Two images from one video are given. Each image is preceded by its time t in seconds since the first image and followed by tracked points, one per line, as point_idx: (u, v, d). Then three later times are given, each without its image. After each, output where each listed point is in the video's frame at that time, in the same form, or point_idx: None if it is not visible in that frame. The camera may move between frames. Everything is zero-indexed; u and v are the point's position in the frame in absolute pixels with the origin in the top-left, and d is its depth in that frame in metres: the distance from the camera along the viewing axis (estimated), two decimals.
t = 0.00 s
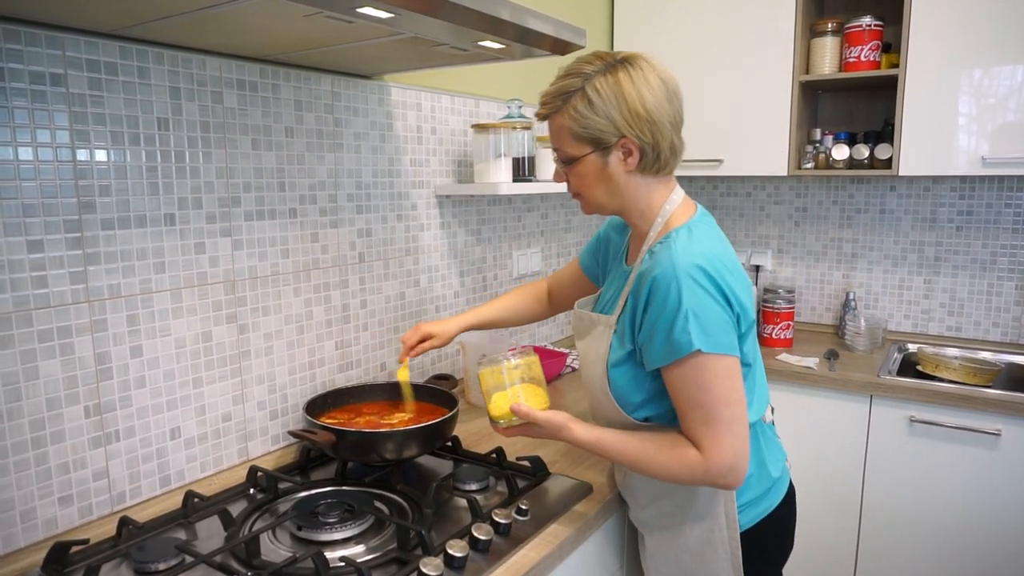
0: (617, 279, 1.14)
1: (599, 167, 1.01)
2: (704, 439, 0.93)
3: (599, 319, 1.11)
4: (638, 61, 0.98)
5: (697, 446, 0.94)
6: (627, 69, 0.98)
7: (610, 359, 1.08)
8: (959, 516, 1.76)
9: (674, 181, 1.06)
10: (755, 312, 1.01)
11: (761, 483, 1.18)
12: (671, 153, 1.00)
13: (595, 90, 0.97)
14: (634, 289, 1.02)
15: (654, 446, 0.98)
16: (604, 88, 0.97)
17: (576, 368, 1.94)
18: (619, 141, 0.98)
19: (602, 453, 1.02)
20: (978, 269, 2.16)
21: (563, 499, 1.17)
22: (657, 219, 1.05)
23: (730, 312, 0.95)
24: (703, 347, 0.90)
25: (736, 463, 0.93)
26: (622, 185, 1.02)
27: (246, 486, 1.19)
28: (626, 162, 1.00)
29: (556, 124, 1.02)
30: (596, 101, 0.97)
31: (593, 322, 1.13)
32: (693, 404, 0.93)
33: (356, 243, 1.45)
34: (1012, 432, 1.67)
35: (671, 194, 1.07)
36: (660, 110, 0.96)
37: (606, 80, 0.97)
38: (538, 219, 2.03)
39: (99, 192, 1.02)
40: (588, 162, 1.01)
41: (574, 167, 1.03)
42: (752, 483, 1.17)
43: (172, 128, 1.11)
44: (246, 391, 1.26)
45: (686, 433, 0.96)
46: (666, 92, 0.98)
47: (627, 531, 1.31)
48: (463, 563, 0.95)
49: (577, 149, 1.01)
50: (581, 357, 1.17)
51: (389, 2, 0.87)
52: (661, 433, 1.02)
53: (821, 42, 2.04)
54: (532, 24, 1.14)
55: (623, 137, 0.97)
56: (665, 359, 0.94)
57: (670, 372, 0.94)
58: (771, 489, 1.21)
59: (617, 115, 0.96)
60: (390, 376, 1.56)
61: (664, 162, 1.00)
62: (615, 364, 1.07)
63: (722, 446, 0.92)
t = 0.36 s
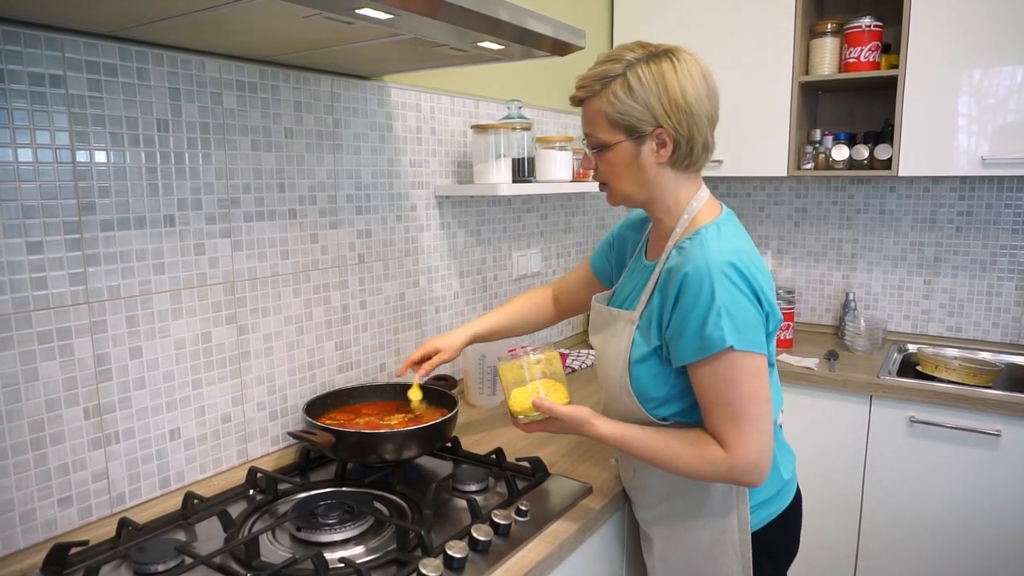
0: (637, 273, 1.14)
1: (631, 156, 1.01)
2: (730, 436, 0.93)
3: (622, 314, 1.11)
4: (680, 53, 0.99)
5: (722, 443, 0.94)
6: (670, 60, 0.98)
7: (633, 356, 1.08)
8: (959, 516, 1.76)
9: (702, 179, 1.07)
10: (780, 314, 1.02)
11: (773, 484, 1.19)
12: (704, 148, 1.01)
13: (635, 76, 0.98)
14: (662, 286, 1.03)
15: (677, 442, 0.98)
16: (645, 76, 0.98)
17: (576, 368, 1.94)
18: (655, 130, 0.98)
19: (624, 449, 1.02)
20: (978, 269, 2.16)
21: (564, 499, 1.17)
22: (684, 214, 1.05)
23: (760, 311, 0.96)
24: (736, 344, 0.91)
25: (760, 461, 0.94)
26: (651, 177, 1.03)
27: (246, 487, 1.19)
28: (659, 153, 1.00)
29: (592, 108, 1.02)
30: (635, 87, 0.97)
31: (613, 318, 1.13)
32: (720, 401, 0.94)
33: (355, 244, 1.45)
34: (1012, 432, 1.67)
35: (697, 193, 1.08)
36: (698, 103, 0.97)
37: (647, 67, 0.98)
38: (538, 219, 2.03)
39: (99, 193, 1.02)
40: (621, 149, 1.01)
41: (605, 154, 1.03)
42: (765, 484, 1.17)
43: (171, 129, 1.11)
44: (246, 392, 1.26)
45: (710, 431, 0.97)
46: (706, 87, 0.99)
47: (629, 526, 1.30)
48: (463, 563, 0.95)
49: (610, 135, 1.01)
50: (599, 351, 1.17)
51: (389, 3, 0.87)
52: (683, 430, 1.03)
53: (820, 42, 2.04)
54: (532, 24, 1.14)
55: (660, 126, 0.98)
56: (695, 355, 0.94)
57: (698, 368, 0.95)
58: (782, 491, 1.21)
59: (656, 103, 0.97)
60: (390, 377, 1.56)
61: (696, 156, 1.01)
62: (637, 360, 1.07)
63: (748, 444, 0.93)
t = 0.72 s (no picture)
0: (647, 271, 1.14)
1: (650, 150, 1.01)
2: (729, 434, 0.94)
3: (635, 312, 1.11)
4: (701, 48, 0.99)
5: (720, 441, 0.95)
6: (691, 55, 0.98)
7: (647, 354, 1.07)
8: (959, 517, 1.76)
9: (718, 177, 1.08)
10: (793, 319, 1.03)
11: (778, 487, 1.19)
12: (723, 144, 1.01)
13: (657, 70, 0.98)
14: (680, 282, 1.03)
15: (676, 437, 0.98)
16: (667, 70, 0.97)
17: (575, 369, 1.94)
18: (675, 124, 0.98)
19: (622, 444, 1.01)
20: (978, 270, 2.16)
21: (565, 500, 1.17)
22: (700, 212, 1.05)
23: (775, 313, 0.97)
24: (750, 343, 0.92)
25: (756, 462, 0.94)
26: (670, 173, 1.03)
27: (245, 487, 1.19)
28: (678, 148, 1.00)
29: (612, 102, 1.02)
30: (657, 81, 0.97)
31: (624, 315, 1.13)
32: (726, 398, 0.94)
33: (355, 244, 1.45)
34: (1011, 433, 1.67)
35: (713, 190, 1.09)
36: (719, 99, 0.97)
37: (669, 61, 0.98)
38: (538, 220, 2.03)
39: (99, 193, 1.02)
40: (640, 143, 1.01)
41: (624, 147, 1.03)
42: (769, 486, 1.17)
43: (171, 130, 1.11)
44: (246, 392, 1.26)
45: (711, 429, 0.97)
46: (726, 83, 0.99)
47: (628, 524, 1.30)
48: (462, 564, 0.95)
49: (630, 128, 1.01)
50: (606, 350, 1.16)
51: (388, 4, 0.87)
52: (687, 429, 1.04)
53: (820, 43, 2.04)
54: (531, 25, 1.14)
55: (680, 121, 0.98)
56: (708, 352, 0.95)
57: (710, 365, 0.95)
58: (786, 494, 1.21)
59: (677, 97, 0.97)
60: (390, 377, 1.56)
61: (714, 153, 1.01)
62: (651, 358, 1.07)
63: (750, 443, 0.93)
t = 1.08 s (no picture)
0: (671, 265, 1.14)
1: (654, 151, 1.05)
2: (694, 433, 0.95)
3: (648, 303, 1.12)
4: (700, 44, 0.99)
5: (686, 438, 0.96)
6: (683, 53, 0.99)
7: (649, 345, 1.08)
8: (959, 516, 1.76)
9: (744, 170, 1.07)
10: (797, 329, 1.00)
11: (782, 491, 1.18)
12: (719, 139, 0.99)
13: (646, 77, 1.02)
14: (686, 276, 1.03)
15: (651, 426, 1.02)
16: (654, 76, 1.01)
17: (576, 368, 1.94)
18: (665, 127, 1.01)
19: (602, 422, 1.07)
20: (978, 269, 2.16)
21: (566, 499, 1.17)
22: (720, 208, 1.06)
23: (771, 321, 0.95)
24: (730, 346, 0.91)
25: (718, 465, 0.95)
26: (677, 169, 1.06)
27: (246, 486, 1.19)
28: (675, 148, 1.02)
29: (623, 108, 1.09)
30: (645, 87, 1.02)
31: (641, 306, 1.14)
32: (697, 397, 0.94)
33: (355, 243, 1.45)
34: (1011, 432, 1.67)
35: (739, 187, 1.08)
36: (702, 96, 0.96)
37: (657, 66, 1.01)
38: (538, 219, 2.03)
39: (99, 192, 1.02)
40: (646, 145, 1.06)
41: (637, 149, 1.09)
42: (773, 490, 1.16)
43: (171, 128, 1.11)
44: (246, 391, 1.26)
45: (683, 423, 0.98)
46: (716, 77, 0.97)
47: (628, 524, 1.30)
48: (463, 563, 0.95)
49: (637, 132, 1.07)
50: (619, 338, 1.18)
51: (389, 2, 0.87)
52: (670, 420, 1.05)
53: (820, 42, 2.03)
54: (532, 24, 1.14)
55: (666, 124, 1.00)
56: (693, 350, 0.95)
57: (692, 363, 0.95)
58: (790, 500, 1.20)
59: (660, 102, 1.00)
60: (390, 376, 1.56)
61: (712, 149, 1.00)
62: (653, 349, 1.08)
63: (712, 447, 0.94)
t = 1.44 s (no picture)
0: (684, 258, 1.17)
1: (663, 149, 1.08)
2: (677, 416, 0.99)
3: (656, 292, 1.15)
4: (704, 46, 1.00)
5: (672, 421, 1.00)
6: (687, 56, 1.01)
7: (649, 331, 1.12)
8: (960, 515, 1.76)
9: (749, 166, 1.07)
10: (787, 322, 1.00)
11: (786, 479, 1.18)
12: (722, 138, 1.00)
13: (652, 79, 1.04)
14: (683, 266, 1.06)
15: (644, 411, 1.09)
16: (659, 78, 1.03)
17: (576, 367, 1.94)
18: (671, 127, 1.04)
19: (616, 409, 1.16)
20: (978, 268, 2.16)
21: (566, 498, 1.17)
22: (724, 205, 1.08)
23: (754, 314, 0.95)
24: (705, 335, 0.93)
25: (700, 448, 0.98)
26: (685, 166, 1.08)
27: (246, 485, 1.19)
28: (681, 147, 1.05)
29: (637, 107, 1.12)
30: (651, 89, 1.04)
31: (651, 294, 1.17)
32: (678, 381, 0.98)
33: (355, 242, 1.45)
34: (1012, 431, 1.67)
35: (745, 185, 1.09)
36: (704, 98, 0.98)
37: (662, 69, 1.03)
38: (538, 218, 2.03)
39: (99, 191, 1.02)
40: (656, 143, 1.09)
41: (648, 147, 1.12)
42: (777, 478, 1.16)
43: (171, 128, 1.11)
44: (246, 391, 1.26)
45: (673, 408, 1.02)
46: (718, 79, 0.98)
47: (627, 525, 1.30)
48: (463, 562, 0.95)
49: (647, 131, 1.10)
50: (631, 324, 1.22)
51: (389, 1, 0.87)
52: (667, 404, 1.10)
53: (820, 41, 2.03)
54: (532, 23, 1.14)
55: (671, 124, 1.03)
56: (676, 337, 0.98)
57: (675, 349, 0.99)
58: (792, 490, 1.19)
59: (664, 104, 1.02)
60: (390, 376, 1.56)
61: (716, 148, 1.02)
62: (651, 336, 1.11)
63: (689, 430, 0.97)
